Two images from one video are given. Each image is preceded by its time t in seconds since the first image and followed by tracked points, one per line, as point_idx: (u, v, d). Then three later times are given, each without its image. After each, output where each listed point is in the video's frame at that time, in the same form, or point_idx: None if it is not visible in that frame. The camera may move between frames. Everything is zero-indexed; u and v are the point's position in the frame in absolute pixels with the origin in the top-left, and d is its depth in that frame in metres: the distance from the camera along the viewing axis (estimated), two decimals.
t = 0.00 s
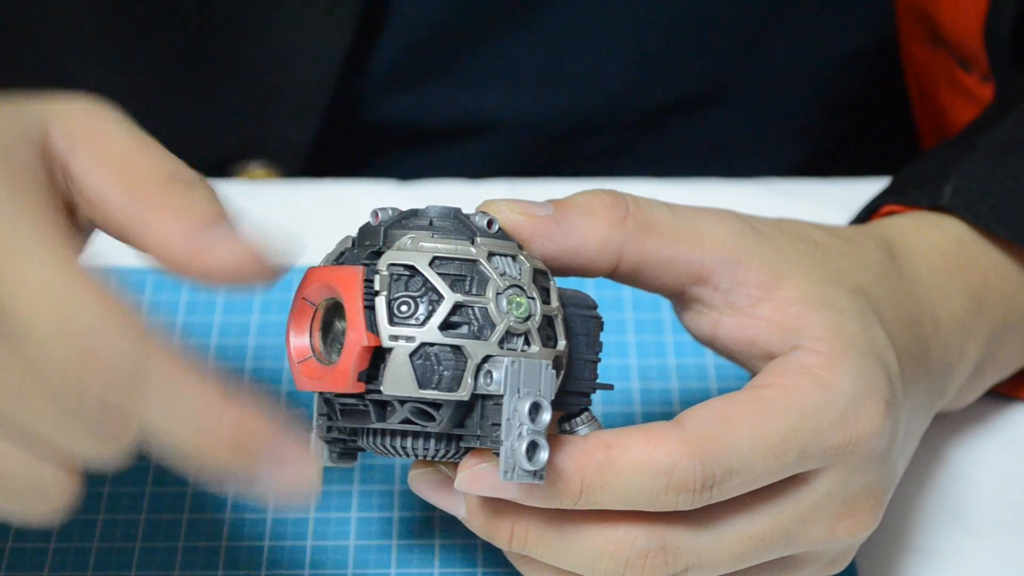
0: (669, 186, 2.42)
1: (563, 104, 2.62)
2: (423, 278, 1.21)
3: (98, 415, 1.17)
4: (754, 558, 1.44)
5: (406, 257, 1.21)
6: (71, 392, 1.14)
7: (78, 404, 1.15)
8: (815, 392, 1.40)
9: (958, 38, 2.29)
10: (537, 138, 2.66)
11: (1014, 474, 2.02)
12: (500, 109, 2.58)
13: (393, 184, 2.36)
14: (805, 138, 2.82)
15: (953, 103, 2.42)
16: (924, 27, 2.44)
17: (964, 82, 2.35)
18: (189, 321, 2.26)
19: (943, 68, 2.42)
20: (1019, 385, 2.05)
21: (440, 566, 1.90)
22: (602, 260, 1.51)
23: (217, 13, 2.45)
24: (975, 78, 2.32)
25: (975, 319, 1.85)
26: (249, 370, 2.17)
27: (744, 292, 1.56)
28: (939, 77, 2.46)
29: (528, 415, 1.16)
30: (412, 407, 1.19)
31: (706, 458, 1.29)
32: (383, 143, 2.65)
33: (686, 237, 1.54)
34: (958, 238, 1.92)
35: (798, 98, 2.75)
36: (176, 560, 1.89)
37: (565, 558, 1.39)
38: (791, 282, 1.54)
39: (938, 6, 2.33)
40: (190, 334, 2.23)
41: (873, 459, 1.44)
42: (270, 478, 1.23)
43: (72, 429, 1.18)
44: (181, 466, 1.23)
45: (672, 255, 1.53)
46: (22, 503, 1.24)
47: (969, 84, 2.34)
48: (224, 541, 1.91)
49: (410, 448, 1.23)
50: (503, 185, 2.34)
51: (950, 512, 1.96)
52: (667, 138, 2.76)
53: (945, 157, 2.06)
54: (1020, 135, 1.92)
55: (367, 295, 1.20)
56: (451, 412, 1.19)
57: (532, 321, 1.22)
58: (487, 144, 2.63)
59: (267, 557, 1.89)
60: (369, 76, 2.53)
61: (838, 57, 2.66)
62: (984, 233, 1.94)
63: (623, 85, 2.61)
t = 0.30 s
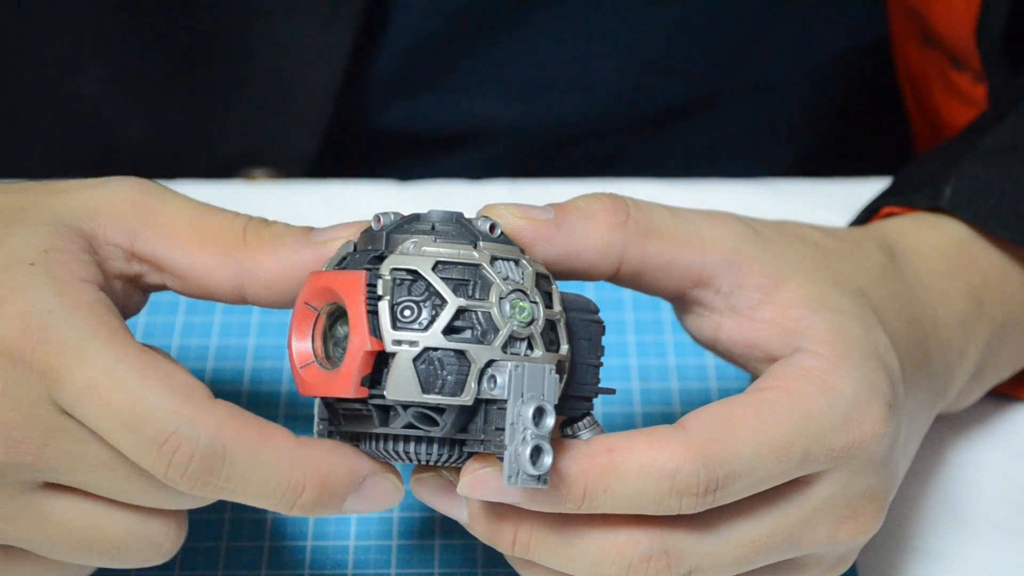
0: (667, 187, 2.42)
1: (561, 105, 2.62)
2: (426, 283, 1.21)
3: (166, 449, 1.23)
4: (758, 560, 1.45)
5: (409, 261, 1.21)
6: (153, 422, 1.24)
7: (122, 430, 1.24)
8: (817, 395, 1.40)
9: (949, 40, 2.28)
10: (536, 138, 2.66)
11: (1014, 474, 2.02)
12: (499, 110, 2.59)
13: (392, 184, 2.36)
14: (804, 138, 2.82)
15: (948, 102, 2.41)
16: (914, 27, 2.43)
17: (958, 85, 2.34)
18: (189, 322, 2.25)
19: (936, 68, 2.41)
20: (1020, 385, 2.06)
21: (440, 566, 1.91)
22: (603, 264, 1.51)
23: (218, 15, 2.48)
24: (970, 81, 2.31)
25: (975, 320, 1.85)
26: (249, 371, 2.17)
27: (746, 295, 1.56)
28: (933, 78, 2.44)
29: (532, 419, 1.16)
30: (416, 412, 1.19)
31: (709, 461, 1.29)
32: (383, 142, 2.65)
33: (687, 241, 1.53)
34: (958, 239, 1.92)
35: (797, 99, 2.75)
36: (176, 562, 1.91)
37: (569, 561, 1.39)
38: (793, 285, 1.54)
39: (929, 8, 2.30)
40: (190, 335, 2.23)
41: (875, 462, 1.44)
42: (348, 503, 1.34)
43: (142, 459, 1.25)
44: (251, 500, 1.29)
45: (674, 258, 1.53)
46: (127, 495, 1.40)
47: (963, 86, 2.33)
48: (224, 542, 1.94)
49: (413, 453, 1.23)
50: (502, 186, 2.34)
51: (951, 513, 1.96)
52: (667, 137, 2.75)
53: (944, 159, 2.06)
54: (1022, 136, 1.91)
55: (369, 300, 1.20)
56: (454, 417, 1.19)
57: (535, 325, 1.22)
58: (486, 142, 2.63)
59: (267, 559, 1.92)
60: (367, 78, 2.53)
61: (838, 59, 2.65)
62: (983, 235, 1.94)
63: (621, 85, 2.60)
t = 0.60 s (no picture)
0: (667, 187, 2.42)
1: (560, 106, 2.62)
2: (428, 282, 1.21)
3: (164, 447, 1.24)
4: (757, 560, 1.45)
5: (412, 260, 1.21)
6: (152, 420, 1.24)
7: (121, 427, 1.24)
8: (816, 395, 1.40)
9: (943, 42, 2.26)
10: (535, 137, 2.66)
11: (1014, 473, 2.02)
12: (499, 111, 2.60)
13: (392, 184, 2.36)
14: (805, 138, 2.82)
15: (945, 104, 2.41)
16: (908, 28, 2.42)
17: (954, 86, 2.33)
18: (189, 321, 2.25)
19: (931, 67, 2.40)
20: (1020, 385, 2.05)
21: (440, 566, 1.91)
22: (603, 264, 1.51)
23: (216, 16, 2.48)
24: (965, 82, 2.30)
25: (975, 320, 1.85)
26: (249, 371, 2.17)
27: (745, 295, 1.56)
28: (929, 78, 2.43)
29: (534, 420, 1.15)
30: (417, 411, 1.19)
31: (709, 462, 1.29)
32: (383, 142, 2.65)
33: (686, 241, 1.53)
34: (957, 238, 1.92)
35: (798, 99, 2.74)
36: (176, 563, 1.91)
37: (568, 561, 1.39)
38: (792, 285, 1.54)
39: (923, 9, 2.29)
40: (190, 335, 2.23)
41: (874, 462, 1.44)
42: (347, 501, 1.34)
43: (141, 457, 1.26)
44: (248, 497, 1.29)
45: (673, 258, 1.53)
46: (128, 495, 1.40)
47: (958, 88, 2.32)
48: (224, 541, 1.94)
49: (413, 452, 1.23)
50: (502, 186, 2.34)
51: (951, 513, 1.96)
52: (667, 137, 2.75)
53: (944, 158, 2.06)
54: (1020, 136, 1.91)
55: (372, 299, 1.20)
56: (455, 417, 1.19)
57: (537, 325, 1.22)
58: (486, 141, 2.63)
59: (267, 559, 1.92)
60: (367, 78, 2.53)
61: (839, 59, 2.65)
62: (983, 234, 1.94)
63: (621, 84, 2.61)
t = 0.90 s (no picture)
0: (667, 187, 2.42)
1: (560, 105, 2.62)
2: (447, 284, 1.20)
3: (164, 445, 1.24)
4: (757, 558, 1.45)
5: (430, 261, 1.20)
6: (151, 419, 1.24)
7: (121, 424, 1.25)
8: (819, 399, 1.39)
9: (943, 41, 2.27)
10: (534, 136, 2.66)
11: (1014, 473, 2.02)
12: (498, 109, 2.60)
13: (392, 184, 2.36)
14: (805, 137, 2.82)
15: (943, 101, 2.40)
16: (909, 26, 2.42)
17: (953, 85, 2.34)
18: (189, 321, 2.25)
19: (932, 66, 2.39)
20: (1020, 384, 2.05)
21: (440, 566, 1.91)
22: (603, 264, 1.51)
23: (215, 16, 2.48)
24: (965, 81, 2.31)
25: (975, 320, 1.85)
26: (249, 371, 2.17)
27: (746, 294, 1.56)
28: (930, 77, 2.42)
29: (553, 422, 1.16)
30: (434, 413, 1.19)
31: (719, 478, 1.29)
32: (382, 141, 2.65)
33: (686, 240, 1.53)
34: (957, 237, 1.92)
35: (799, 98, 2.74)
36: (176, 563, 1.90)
37: (570, 563, 1.39)
38: (792, 285, 1.54)
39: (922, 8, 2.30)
40: (190, 335, 2.23)
41: (875, 462, 1.44)
42: (349, 501, 1.34)
43: (140, 455, 1.26)
44: (248, 496, 1.29)
45: (673, 258, 1.53)
46: (128, 494, 1.40)
47: (958, 86, 2.33)
48: (224, 542, 1.94)
49: (423, 452, 1.23)
50: (502, 186, 2.34)
51: (951, 512, 1.96)
52: (667, 136, 2.74)
53: (943, 157, 2.06)
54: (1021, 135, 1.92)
55: (391, 300, 1.19)
56: (471, 418, 1.19)
57: (552, 327, 1.23)
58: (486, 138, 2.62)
59: (267, 558, 1.92)
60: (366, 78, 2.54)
61: (839, 59, 2.65)
62: (983, 234, 1.94)
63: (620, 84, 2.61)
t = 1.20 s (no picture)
0: (668, 187, 2.42)
1: (560, 105, 2.62)
2: (455, 284, 1.20)
3: (165, 444, 1.24)
4: (758, 559, 1.45)
5: (437, 261, 1.20)
6: (152, 418, 1.24)
7: (123, 424, 1.25)
8: (822, 400, 1.39)
9: (943, 41, 2.27)
10: (534, 136, 2.66)
11: (1014, 473, 2.02)
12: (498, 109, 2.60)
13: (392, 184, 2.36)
14: (805, 136, 2.82)
15: (944, 102, 2.40)
16: (908, 27, 2.41)
17: (953, 86, 2.33)
18: (188, 321, 2.25)
19: (931, 67, 2.39)
20: (1020, 384, 2.06)
21: (440, 566, 1.91)
22: (603, 264, 1.51)
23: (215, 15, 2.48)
24: (965, 82, 2.30)
25: (976, 320, 1.85)
26: (249, 371, 2.17)
27: (746, 294, 1.56)
28: (930, 77, 2.42)
29: (562, 422, 1.16)
30: (441, 413, 1.19)
31: (723, 481, 1.28)
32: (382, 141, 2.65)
33: (686, 240, 1.53)
34: (957, 237, 1.92)
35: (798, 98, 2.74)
36: (176, 564, 1.90)
37: (573, 564, 1.39)
38: (793, 285, 1.54)
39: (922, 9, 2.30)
40: (190, 335, 2.23)
41: (877, 462, 1.44)
42: (353, 500, 1.34)
43: (141, 454, 1.26)
44: (249, 494, 1.29)
45: (674, 258, 1.53)
46: (129, 494, 1.40)
47: (957, 87, 2.33)
48: (224, 541, 1.94)
49: (430, 452, 1.23)
50: (502, 186, 2.34)
51: (951, 513, 1.96)
52: (667, 136, 2.74)
53: (944, 157, 2.06)
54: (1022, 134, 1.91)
55: (399, 300, 1.19)
56: (479, 418, 1.19)
57: (558, 327, 1.23)
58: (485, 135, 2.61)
59: (267, 557, 1.92)
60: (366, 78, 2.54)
61: (840, 59, 2.65)
62: (984, 234, 1.94)
63: (620, 84, 2.61)
